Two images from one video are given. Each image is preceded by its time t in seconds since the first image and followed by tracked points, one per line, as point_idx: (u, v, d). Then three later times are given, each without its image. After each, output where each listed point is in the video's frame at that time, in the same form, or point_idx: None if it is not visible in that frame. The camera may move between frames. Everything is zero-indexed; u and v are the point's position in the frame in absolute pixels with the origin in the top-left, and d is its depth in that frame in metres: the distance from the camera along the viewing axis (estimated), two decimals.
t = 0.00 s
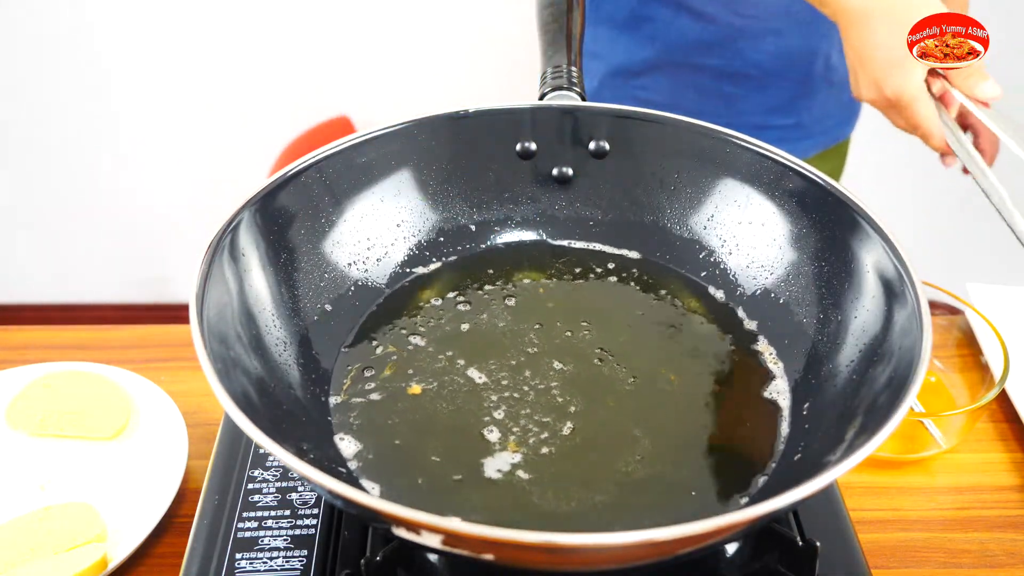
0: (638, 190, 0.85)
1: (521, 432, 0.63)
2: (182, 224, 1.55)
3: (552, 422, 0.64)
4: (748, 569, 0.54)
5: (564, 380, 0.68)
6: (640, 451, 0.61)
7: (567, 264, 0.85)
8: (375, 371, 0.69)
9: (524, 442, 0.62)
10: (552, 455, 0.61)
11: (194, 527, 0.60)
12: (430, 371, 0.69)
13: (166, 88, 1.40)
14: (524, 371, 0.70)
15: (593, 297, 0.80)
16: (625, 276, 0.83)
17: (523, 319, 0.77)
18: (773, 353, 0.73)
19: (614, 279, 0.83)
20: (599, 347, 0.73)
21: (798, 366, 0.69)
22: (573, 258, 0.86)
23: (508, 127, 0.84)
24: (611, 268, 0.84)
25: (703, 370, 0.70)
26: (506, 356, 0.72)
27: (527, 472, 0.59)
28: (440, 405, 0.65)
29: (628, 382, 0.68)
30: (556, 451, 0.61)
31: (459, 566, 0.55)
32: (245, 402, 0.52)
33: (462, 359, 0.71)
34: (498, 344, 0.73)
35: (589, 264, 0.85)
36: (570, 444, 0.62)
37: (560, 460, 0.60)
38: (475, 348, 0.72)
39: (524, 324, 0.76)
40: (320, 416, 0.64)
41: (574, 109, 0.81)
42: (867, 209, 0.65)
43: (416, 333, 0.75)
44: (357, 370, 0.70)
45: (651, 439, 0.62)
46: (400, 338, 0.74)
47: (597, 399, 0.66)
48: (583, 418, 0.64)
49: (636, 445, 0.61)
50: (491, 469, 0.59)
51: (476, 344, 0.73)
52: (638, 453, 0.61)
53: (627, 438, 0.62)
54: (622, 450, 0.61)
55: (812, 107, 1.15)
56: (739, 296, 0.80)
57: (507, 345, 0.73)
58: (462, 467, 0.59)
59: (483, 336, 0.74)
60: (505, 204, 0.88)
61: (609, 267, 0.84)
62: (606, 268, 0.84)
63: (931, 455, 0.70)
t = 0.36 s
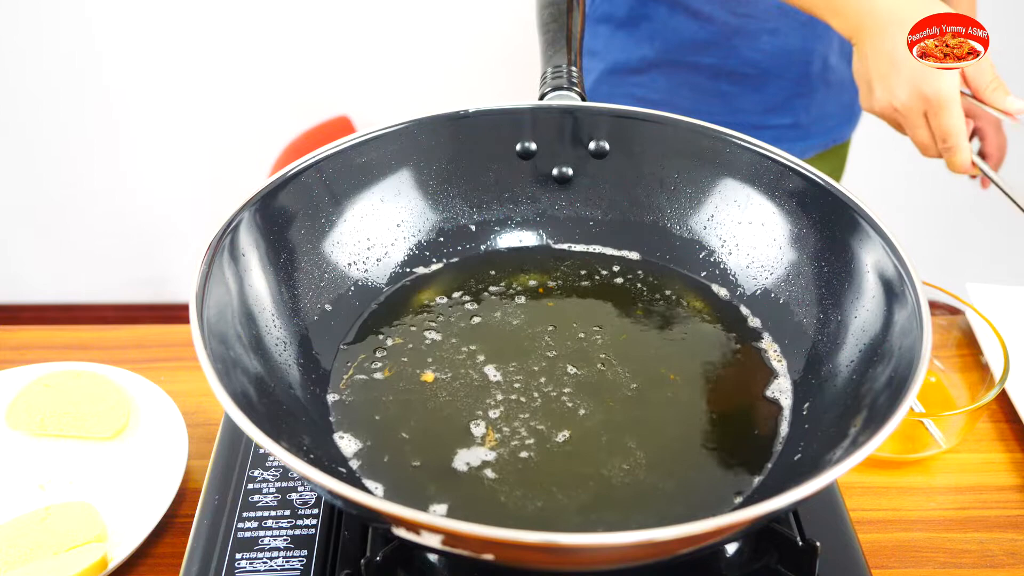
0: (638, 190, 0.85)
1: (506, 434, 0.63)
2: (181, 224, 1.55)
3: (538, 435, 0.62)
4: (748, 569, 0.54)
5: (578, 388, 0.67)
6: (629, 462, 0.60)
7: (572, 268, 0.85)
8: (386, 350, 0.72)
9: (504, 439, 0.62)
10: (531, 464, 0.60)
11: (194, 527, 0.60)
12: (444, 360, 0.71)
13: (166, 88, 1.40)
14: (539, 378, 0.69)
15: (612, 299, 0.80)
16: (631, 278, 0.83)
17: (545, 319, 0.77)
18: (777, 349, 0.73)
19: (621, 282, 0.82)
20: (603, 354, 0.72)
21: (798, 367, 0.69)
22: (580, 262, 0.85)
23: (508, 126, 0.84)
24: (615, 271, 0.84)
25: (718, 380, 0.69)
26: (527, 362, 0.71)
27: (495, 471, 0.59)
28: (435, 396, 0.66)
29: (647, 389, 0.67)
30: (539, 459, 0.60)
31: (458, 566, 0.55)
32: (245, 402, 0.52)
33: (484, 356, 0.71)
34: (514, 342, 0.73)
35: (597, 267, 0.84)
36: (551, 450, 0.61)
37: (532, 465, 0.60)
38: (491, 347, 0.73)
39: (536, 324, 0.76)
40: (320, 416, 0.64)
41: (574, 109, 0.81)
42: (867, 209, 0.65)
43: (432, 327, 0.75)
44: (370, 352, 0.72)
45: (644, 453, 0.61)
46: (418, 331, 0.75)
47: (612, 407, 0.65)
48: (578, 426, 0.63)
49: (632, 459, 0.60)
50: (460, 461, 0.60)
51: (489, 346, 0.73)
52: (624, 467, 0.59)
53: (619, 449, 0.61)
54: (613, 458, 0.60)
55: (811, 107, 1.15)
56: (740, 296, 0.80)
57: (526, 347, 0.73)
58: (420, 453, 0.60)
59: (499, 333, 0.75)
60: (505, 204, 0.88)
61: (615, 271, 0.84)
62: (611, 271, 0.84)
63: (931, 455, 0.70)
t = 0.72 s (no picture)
0: (638, 190, 0.85)
1: (489, 438, 0.62)
2: (182, 224, 1.56)
3: (517, 449, 0.61)
4: (749, 569, 0.54)
5: (585, 401, 0.66)
6: (615, 476, 0.59)
7: (575, 269, 0.85)
8: (399, 342, 0.74)
9: (484, 438, 0.62)
10: (501, 475, 0.59)
11: (194, 527, 0.60)
12: (466, 362, 0.71)
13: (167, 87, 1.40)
14: (546, 394, 0.67)
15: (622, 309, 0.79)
16: (634, 279, 0.83)
17: (565, 326, 0.76)
18: (773, 354, 0.72)
19: (624, 283, 0.83)
20: (606, 364, 0.71)
21: (798, 367, 0.69)
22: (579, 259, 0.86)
23: (508, 127, 0.84)
24: (619, 273, 0.84)
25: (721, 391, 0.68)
26: (544, 375, 0.69)
27: (463, 472, 0.59)
28: (437, 389, 0.67)
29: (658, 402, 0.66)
30: (513, 467, 0.60)
31: (459, 566, 0.55)
32: (245, 402, 0.52)
33: (501, 363, 0.71)
34: (528, 345, 0.73)
35: (598, 269, 0.84)
36: (527, 459, 0.60)
37: (501, 475, 0.59)
38: (503, 350, 0.73)
39: (546, 331, 0.75)
40: (320, 416, 0.64)
41: (574, 109, 0.81)
42: (868, 209, 0.65)
43: (450, 326, 0.76)
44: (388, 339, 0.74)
45: (629, 469, 0.59)
46: (436, 330, 0.75)
47: (617, 424, 0.64)
48: (568, 439, 0.62)
49: (618, 472, 0.59)
50: (432, 455, 0.60)
51: (501, 354, 0.72)
52: (607, 482, 0.58)
53: (605, 463, 0.60)
54: (598, 474, 0.59)
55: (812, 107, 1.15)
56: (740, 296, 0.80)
57: (538, 358, 0.72)
58: (398, 449, 0.61)
59: (515, 342, 0.74)
60: (505, 204, 0.88)
61: (617, 274, 0.84)
62: (614, 272, 0.84)
63: (931, 455, 0.70)
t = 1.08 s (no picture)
0: (638, 190, 0.85)
1: (464, 433, 0.63)
2: (182, 224, 1.56)
3: (488, 449, 0.61)
4: (748, 569, 0.54)
5: (587, 410, 0.65)
6: (597, 486, 0.58)
7: (576, 264, 0.85)
8: (411, 330, 0.75)
9: (456, 433, 0.62)
10: (466, 472, 0.59)
11: (194, 527, 0.60)
12: (481, 360, 0.71)
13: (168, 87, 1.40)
14: (546, 403, 0.66)
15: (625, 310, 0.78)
16: (634, 276, 0.83)
17: (575, 330, 0.75)
18: (775, 352, 0.72)
19: (625, 280, 0.82)
20: (608, 375, 0.69)
21: (798, 367, 0.69)
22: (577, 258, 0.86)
23: (508, 127, 0.84)
24: (620, 268, 0.84)
25: (724, 396, 0.67)
26: (554, 383, 0.68)
27: (428, 463, 0.59)
28: (436, 376, 0.69)
29: (668, 405, 0.66)
30: (481, 464, 0.59)
31: (458, 566, 0.55)
32: (245, 402, 0.52)
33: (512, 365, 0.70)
34: (537, 345, 0.73)
35: (599, 264, 0.85)
36: (501, 459, 0.60)
37: (479, 480, 0.58)
38: (515, 347, 0.73)
39: (555, 333, 0.75)
40: (320, 416, 0.64)
41: (574, 109, 0.81)
42: (868, 209, 0.65)
43: (468, 322, 0.76)
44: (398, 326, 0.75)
45: (618, 482, 0.58)
46: (455, 325, 0.75)
47: (617, 435, 0.62)
48: (555, 448, 0.61)
49: (603, 483, 0.58)
50: (402, 441, 0.62)
51: (514, 356, 0.72)
52: (587, 494, 0.57)
53: (586, 470, 0.59)
54: (585, 484, 0.58)
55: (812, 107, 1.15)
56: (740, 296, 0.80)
57: (549, 362, 0.71)
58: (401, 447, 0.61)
59: (526, 352, 0.72)
60: (505, 204, 0.88)
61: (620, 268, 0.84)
62: (614, 268, 0.84)
63: (931, 455, 0.70)
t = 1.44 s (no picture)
0: (638, 190, 0.85)
1: (440, 427, 0.63)
2: (182, 224, 1.56)
3: (459, 446, 0.61)
4: (748, 568, 0.54)
5: (586, 422, 0.64)
6: (578, 498, 0.57)
7: (580, 265, 0.85)
8: (419, 324, 0.76)
9: (434, 426, 0.63)
10: (434, 464, 0.60)
11: (194, 527, 0.60)
12: (489, 364, 0.71)
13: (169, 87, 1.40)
14: (544, 416, 0.65)
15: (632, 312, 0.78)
16: (639, 276, 0.83)
17: (588, 340, 0.74)
18: (778, 352, 0.72)
19: (630, 280, 0.82)
20: (613, 387, 0.68)
21: (798, 366, 0.69)
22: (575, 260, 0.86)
23: (508, 128, 0.84)
24: (623, 269, 0.84)
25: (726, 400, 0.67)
26: (560, 395, 0.67)
27: (399, 454, 0.60)
28: (439, 369, 0.70)
29: (676, 412, 0.65)
30: (450, 459, 0.60)
31: (458, 565, 0.55)
32: (245, 402, 0.52)
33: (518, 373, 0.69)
34: (547, 352, 0.72)
35: (600, 266, 0.84)
36: (466, 460, 0.60)
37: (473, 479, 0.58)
38: (526, 352, 0.72)
39: (567, 341, 0.74)
40: (319, 416, 0.64)
41: (574, 109, 0.81)
42: (868, 209, 0.65)
43: (484, 322, 0.76)
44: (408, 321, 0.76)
45: (601, 495, 0.57)
46: (472, 326, 0.76)
47: (618, 447, 0.61)
48: (544, 458, 0.60)
49: (586, 495, 0.57)
50: (380, 424, 0.64)
51: (523, 362, 0.71)
52: (566, 505, 0.56)
53: (573, 480, 0.58)
54: (562, 491, 0.57)
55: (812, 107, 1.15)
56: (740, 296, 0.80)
57: (560, 374, 0.69)
58: (400, 447, 0.61)
59: (535, 370, 0.70)
60: (505, 203, 0.87)
61: (622, 270, 0.84)
62: (617, 270, 0.84)
63: (931, 455, 0.71)
